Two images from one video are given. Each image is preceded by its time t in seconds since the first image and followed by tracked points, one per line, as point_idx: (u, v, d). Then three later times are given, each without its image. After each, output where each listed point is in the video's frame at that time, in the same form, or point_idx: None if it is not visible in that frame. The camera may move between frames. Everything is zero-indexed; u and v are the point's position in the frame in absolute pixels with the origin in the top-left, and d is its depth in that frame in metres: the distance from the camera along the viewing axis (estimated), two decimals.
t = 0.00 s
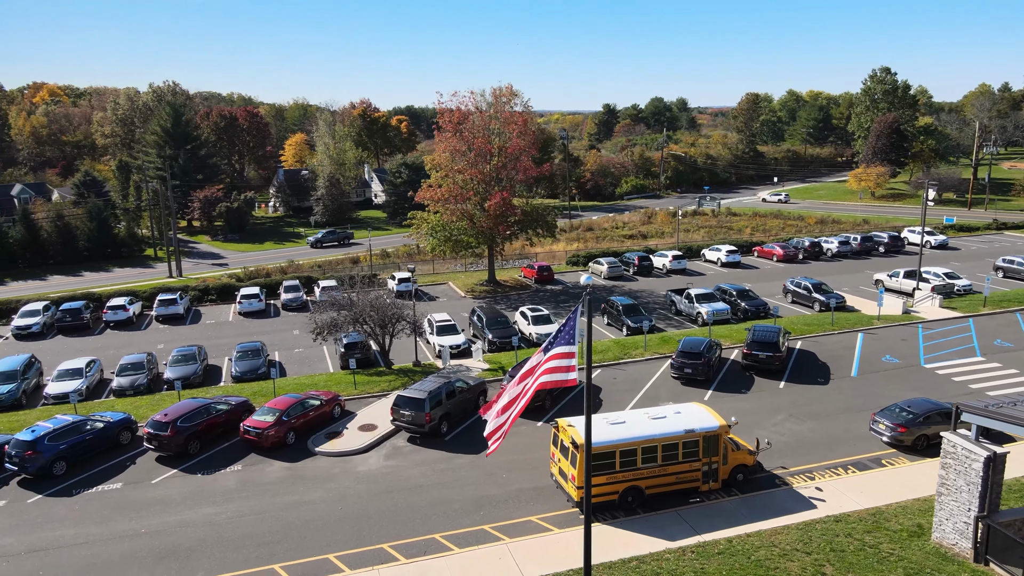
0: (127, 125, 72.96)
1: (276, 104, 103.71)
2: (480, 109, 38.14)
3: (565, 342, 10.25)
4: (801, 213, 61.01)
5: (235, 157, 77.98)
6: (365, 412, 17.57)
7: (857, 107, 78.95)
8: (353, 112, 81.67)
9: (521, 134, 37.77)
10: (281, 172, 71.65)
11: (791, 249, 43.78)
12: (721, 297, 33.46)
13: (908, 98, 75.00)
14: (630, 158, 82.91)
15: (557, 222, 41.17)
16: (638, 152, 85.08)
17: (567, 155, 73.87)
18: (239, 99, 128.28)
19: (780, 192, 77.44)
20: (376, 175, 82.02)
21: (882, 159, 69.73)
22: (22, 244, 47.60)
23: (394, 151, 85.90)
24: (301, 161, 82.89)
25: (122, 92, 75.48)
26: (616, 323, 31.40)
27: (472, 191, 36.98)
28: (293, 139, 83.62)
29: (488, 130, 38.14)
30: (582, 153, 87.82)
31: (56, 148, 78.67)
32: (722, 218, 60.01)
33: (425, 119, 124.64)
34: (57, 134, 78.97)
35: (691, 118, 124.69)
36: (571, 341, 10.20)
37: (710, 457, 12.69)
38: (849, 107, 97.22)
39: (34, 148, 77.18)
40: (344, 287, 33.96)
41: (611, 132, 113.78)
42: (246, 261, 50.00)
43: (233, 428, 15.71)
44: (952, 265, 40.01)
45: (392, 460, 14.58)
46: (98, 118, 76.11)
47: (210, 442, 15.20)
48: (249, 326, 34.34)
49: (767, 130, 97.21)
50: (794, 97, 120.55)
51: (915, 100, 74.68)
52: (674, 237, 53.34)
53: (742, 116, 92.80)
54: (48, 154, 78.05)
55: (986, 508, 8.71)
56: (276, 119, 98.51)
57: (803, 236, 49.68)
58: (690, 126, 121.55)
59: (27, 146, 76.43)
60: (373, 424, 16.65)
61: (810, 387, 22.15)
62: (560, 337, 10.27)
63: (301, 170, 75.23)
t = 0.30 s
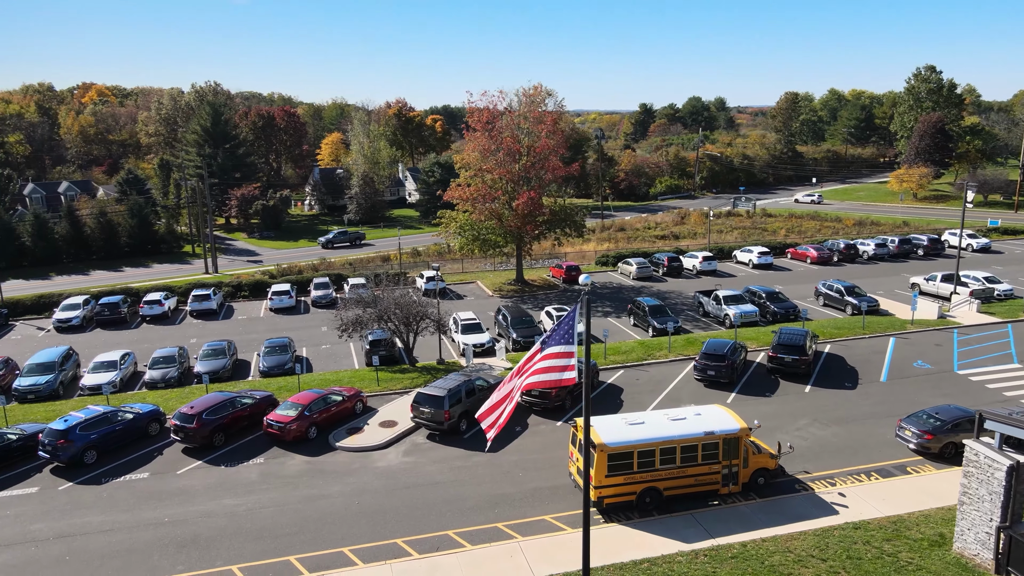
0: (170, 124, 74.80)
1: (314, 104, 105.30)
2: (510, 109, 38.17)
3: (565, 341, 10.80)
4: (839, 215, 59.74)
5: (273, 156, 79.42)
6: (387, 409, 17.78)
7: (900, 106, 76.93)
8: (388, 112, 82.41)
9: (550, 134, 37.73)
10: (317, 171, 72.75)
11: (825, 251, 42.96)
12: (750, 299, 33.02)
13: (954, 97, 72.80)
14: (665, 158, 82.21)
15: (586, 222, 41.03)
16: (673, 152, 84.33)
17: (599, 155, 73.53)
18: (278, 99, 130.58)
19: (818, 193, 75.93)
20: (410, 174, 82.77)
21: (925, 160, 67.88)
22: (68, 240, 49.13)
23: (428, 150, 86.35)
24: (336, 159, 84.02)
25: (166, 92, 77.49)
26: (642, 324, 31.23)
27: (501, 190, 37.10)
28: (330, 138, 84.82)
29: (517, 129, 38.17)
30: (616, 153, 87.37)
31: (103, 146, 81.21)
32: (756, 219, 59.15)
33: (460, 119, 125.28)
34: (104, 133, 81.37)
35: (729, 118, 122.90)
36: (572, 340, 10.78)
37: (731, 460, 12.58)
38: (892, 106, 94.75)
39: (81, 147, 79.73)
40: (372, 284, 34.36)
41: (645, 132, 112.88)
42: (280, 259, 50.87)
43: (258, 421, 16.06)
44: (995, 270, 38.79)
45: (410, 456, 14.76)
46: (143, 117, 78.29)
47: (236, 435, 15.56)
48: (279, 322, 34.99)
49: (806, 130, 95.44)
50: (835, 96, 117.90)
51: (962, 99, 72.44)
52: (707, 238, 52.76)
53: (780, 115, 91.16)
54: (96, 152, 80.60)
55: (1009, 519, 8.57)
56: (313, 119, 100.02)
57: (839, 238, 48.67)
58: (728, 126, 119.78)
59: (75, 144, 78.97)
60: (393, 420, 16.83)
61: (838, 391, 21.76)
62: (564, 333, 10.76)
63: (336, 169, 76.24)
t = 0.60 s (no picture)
0: (205, 124, 76.18)
1: (345, 104, 106.41)
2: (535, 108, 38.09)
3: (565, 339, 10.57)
4: (872, 216, 58.64)
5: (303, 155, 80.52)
6: (405, 406, 17.94)
7: (938, 105, 75.17)
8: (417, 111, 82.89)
9: (575, 134, 37.62)
10: (346, 170, 73.55)
11: (855, 253, 42.20)
12: (775, 301, 32.59)
13: (995, 97, 70.88)
14: (694, 159, 81.47)
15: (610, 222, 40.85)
16: (702, 152, 83.56)
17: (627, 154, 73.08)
18: (310, 99, 132.12)
19: (852, 194, 74.59)
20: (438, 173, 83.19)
21: (963, 161, 66.31)
22: (104, 237, 50.32)
23: (457, 149, 86.57)
24: (366, 158, 84.81)
25: (201, 92, 79.01)
26: (664, 325, 31.03)
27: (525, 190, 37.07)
28: (359, 137, 85.65)
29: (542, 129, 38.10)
30: (646, 153, 86.86)
31: (140, 145, 83.18)
32: (787, 220, 58.33)
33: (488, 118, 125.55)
34: (141, 133, 83.29)
35: (762, 117, 121.27)
36: (570, 340, 10.59)
37: (748, 463, 12.46)
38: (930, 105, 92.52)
39: (120, 146, 81.73)
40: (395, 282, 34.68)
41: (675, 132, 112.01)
42: (308, 257, 51.53)
43: (278, 416, 16.34)
44: None
45: (426, 454, 14.89)
46: (178, 117, 79.90)
47: (256, 429, 15.86)
48: (304, 319, 35.47)
49: (840, 130, 93.89)
50: (871, 95, 115.58)
51: (1003, 98, 70.51)
52: (735, 239, 52.20)
53: (814, 114, 89.63)
54: (133, 151, 82.54)
55: None
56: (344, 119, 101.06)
57: (871, 240, 47.76)
58: (761, 126, 118.17)
59: (113, 143, 80.85)
60: (410, 418, 16.97)
61: (862, 395, 21.40)
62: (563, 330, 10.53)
63: (365, 168, 76.99)
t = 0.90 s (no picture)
0: (245, 123, 77.75)
1: (381, 104, 107.47)
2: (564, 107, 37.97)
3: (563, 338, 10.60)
4: (914, 218, 57.17)
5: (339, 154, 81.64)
6: (427, 403, 18.09)
7: (986, 104, 72.94)
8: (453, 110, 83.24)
9: (605, 134, 37.47)
10: (382, 169, 74.40)
11: (892, 256, 41.24)
12: (806, 304, 32.03)
13: None
14: (731, 159, 80.40)
15: (639, 222, 40.56)
16: (739, 152, 82.43)
17: (661, 154, 72.48)
18: (348, 99, 133.80)
19: (893, 196, 72.80)
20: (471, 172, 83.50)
21: (1012, 162, 64.20)
22: (144, 233, 51.73)
23: (491, 149, 86.72)
24: (400, 157, 85.58)
25: (242, 92, 80.68)
26: (691, 326, 30.75)
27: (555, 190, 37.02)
28: (394, 137, 86.36)
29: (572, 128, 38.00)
30: (682, 153, 86.05)
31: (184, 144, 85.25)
32: (824, 222, 57.26)
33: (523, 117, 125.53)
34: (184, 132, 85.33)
35: (803, 117, 118.93)
36: (565, 340, 10.61)
37: (768, 467, 12.31)
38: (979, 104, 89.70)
39: (164, 145, 83.93)
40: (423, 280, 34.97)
41: (711, 132, 110.65)
42: (341, 255, 52.21)
43: (302, 411, 16.66)
44: None
45: (445, 451, 15.03)
46: (220, 116, 81.72)
47: (281, 423, 16.20)
48: (333, 316, 36.00)
49: (883, 129, 91.70)
50: (917, 94, 112.49)
51: None
52: (769, 241, 51.41)
53: (855, 113, 87.79)
54: (176, 150, 84.60)
55: None
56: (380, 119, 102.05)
57: (910, 242, 46.57)
58: (802, 126, 115.86)
59: (157, 142, 83.03)
60: (431, 415, 17.13)
61: (891, 401, 20.94)
62: (559, 330, 10.61)
63: (400, 167, 77.70)
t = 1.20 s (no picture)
0: (278, 122, 78.95)
1: (411, 104, 108.16)
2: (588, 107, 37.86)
3: (562, 340, 11.54)
4: (952, 220, 55.81)
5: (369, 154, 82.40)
6: (444, 401, 18.22)
7: None
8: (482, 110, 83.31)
9: (630, 134, 37.30)
10: (410, 168, 74.98)
11: (925, 259, 40.39)
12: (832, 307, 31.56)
13: None
14: (762, 159, 79.34)
15: (664, 222, 40.25)
16: (771, 152, 81.23)
17: (690, 155, 71.91)
18: (379, 99, 134.98)
19: (930, 197, 71.16)
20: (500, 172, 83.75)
21: None
22: (177, 231, 52.89)
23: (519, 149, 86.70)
24: (429, 157, 86.07)
25: (275, 92, 81.93)
26: (714, 328, 30.48)
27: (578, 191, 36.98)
28: (424, 137, 86.82)
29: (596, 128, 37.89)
30: (712, 154, 85.27)
31: (218, 143, 86.72)
32: (857, 224, 56.27)
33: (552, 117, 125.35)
34: (219, 131, 86.80)
35: (838, 116, 116.72)
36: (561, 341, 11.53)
37: (786, 471, 12.20)
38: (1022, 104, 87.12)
39: (199, 144, 85.55)
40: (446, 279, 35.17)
41: (742, 132, 109.37)
42: (369, 253, 52.72)
43: (321, 407, 16.92)
44: None
45: (461, 449, 15.14)
46: (254, 116, 83.23)
47: (300, 418, 16.45)
48: (358, 314, 36.42)
49: (920, 130, 89.70)
50: (958, 93, 109.66)
51: None
52: (799, 242, 50.67)
53: (891, 113, 86.33)
54: (211, 149, 85.97)
55: None
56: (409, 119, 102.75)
57: (946, 245, 45.49)
58: (837, 126, 113.67)
59: (192, 142, 84.67)
60: (448, 413, 17.25)
61: (917, 406, 20.54)
62: (556, 331, 11.51)
63: (428, 166, 78.14)
